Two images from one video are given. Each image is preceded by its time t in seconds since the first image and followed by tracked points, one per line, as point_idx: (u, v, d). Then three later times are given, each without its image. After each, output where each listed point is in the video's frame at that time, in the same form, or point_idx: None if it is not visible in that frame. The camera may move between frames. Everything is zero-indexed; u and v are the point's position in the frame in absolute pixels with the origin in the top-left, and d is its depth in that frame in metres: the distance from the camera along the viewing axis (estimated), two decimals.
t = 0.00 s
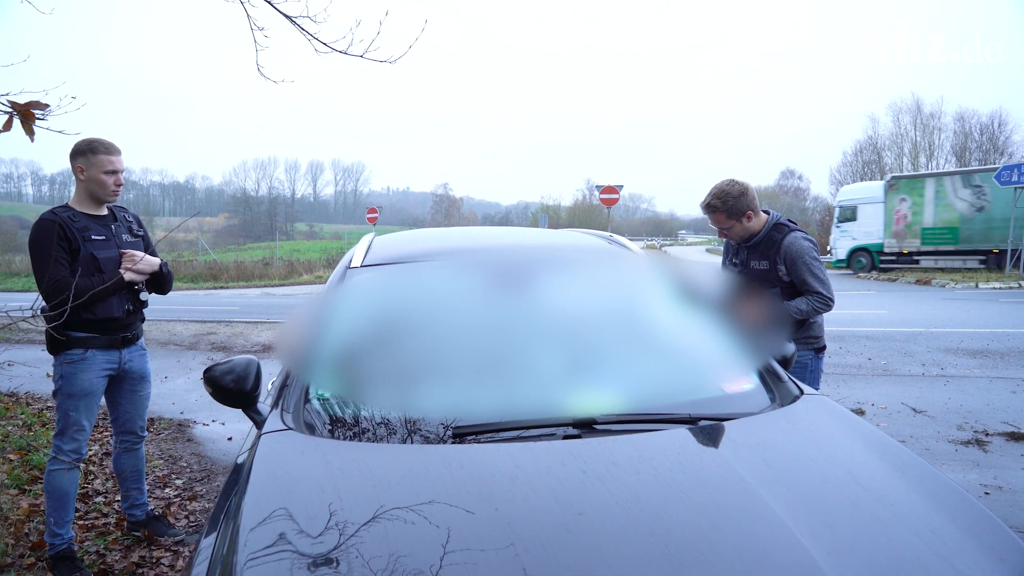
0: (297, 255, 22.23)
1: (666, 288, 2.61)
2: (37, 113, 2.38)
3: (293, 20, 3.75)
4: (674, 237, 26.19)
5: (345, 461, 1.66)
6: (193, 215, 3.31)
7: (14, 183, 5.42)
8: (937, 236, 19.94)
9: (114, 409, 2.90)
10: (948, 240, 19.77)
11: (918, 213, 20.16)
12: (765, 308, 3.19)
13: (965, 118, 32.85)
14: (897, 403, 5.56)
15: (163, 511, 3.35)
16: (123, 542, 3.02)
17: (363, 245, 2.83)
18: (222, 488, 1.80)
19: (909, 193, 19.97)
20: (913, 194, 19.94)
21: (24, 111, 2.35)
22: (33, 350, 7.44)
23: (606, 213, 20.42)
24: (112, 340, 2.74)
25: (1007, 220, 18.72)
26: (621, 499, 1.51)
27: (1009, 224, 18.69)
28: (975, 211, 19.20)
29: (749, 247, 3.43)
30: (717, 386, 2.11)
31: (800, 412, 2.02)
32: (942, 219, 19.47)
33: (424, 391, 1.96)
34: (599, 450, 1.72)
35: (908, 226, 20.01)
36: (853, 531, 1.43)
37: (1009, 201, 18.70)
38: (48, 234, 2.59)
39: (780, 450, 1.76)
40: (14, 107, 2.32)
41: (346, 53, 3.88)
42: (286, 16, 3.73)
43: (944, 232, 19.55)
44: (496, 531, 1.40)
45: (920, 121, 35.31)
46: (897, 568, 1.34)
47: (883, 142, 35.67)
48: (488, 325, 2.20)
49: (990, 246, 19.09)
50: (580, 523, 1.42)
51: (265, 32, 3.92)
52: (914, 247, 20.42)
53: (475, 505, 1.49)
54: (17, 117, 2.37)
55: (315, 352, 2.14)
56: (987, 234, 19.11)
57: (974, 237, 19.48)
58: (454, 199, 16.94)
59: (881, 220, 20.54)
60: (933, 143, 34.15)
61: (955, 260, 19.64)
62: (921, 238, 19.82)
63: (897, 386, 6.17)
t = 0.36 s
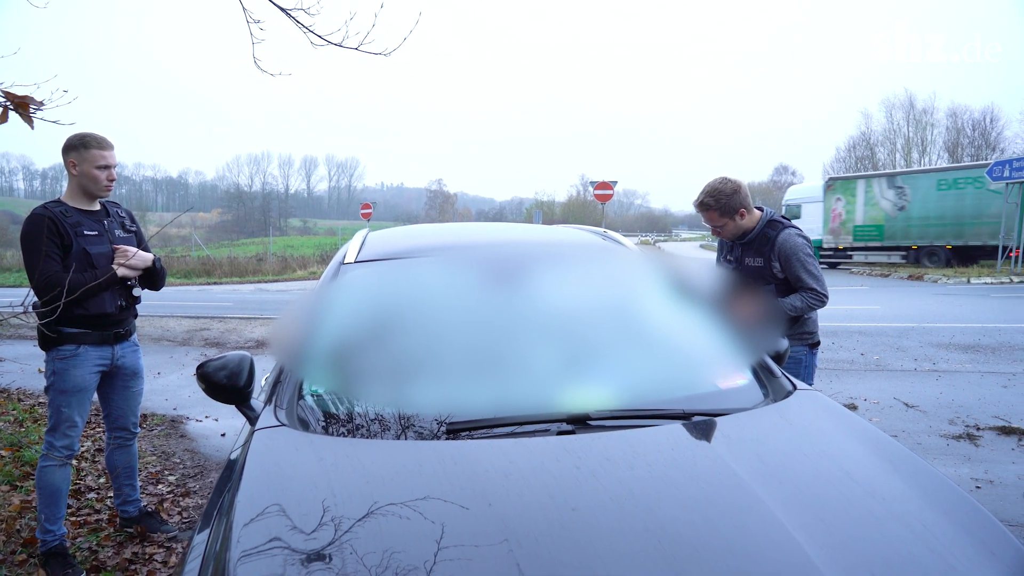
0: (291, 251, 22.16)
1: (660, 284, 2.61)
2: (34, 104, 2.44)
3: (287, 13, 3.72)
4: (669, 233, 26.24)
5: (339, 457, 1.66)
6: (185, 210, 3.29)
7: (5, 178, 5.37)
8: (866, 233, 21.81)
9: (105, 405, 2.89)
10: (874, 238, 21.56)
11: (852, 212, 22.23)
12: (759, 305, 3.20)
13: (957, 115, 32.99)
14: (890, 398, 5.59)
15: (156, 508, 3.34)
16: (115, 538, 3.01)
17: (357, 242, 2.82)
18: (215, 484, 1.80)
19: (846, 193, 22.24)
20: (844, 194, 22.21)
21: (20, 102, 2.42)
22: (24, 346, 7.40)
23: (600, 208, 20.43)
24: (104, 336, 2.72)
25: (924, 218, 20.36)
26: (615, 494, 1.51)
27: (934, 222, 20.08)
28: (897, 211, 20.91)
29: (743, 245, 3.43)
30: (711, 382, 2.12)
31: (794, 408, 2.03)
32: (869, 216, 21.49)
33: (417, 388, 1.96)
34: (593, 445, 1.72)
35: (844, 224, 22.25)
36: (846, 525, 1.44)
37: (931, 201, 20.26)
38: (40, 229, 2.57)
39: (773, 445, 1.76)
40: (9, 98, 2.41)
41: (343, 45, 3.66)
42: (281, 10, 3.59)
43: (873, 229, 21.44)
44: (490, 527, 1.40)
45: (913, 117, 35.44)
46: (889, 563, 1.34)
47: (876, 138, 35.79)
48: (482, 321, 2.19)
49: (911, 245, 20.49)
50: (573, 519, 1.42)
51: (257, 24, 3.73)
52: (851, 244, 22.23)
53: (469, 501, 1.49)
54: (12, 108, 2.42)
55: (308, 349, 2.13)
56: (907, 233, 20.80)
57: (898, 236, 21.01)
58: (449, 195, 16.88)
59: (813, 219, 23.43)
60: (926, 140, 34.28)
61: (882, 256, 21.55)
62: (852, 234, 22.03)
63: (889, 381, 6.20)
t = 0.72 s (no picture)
0: (289, 255, 22.14)
1: (658, 289, 2.61)
2: (32, 107, 2.44)
3: (285, 18, 3.73)
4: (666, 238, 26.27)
5: (337, 462, 1.66)
6: (183, 215, 3.29)
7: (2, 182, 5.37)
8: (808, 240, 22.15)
9: (103, 410, 2.88)
10: (816, 241, 22.02)
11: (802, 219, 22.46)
12: (758, 308, 3.20)
13: (953, 119, 33.09)
14: (888, 403, 5.59)
15: (154, 513, 3.33)
16: (112, 544, 2.99)
17: (355, 246, 2.82)
18: (212, 490, 1.79)
19: (795, 200, 22.51)
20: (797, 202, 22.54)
21: (19, 105, 2.42)
22: (21, 351, 7.38)
23: (597, 213, 20.44)
24: (102, 341, 2.72)
25: (860, 225, 20.58)
26: (614, 500, 1.50)
27: (867, 230, 20.28)
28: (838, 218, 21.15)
29: (741, 248, 3.44)
30: (710, 386, 2.12)
31: (793, 413, 2.03)
32: (812, 222, 21.80)
33: (415, 393, 1.96)
34: (591, 450, 1.72)
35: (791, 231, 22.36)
36: (845, 531, 1.44)
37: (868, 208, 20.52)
38: (37, 234, 2.57)
39: (771, 450, 1.76)
40: (8, 101, 2.41)
41: (338, 49, 3.77)
42: (278, 14, 3.63)
43: (814, 234, 21.77)
44: (489, 534, 1.40)
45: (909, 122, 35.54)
46: (891, 569, 1.34)
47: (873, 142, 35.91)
48: (481, 326, 2.19)
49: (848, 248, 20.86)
50: (572, 524, 1.42)
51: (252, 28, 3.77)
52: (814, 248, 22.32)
53: (468, 507, 1.48)
54: (11, 111, 2.43)
55: (306, 353, 2.13)
56: (846, 240, 21.02)
57: (838, 242, 21.41)
58: (446, 200, 16.86)
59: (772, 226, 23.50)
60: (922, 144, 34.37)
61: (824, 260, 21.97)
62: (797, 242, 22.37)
63: (888, 386, 6.21)
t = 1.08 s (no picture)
0: (290, 256, 22.16)
1: (659, 289, 2.61)
2: (34, 105, 2.45)
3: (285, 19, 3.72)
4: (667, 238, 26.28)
5: (337, 463, 1.66)
6: (184, 216, 3.29)
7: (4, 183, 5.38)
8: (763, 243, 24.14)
9: (104, 411, 2.88)
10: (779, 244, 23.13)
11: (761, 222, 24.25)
12: (759, 308, 3.20)
13: (954, 118, 33.08)
14: (889, 402, 5.59)
15: (155, 514, 3.34)
16: (114, 545, 3.00)
17: (356, 246, 2.82)
18: (213, 490, 1.80)
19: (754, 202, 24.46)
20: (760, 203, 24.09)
21: (21, 103, 2.43)
22: (22, 352, 7.40)
23: (598, 213, 20.45)
24: (103, 342, 2.72)
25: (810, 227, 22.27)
26: (614, 500, 1.51)
27: (815, 230, 21.96)
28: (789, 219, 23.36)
29: (743, 248, 3.44)
30: (711, 386, 2.12)
31: (794, 412, 2.02)
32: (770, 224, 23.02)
33: (416, 393, 1.96)
34: (592, 450, 1.73)
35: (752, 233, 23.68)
36: (846, 530, 1.44)
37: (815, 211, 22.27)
38: (38, 236, 2.57)
39: (771, 449, 1.77)
40: (10, 100, 2.42)
41: (338, 52, 3.90)
42: (277, 17, 3.78)
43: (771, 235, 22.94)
44: (490, 534, 1.40)
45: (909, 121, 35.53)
46: (891, 567, 1.34)
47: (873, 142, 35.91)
48: (482, 326, 2.19)
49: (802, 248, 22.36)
50: (572, 524, 1.42)
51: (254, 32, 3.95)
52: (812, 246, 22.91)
53: (468, 506, 1.49)
54: (13, 109, 2.43)
55: (307, 353, 2.13)
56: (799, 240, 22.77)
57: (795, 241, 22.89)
58: (447, 200, 16.87)
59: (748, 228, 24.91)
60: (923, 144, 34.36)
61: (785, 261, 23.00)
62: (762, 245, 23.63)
63: (889, 385, 6.20)
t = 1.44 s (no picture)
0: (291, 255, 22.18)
1: (661, 287, 2.61)
2: (38, 104, 2.45)
3: (286, 18, 3.72)
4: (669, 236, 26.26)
5: (340, 461, 1.66)
6: (186, 215, 3.29)
7: (6, 182, 5.38)
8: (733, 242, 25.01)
9: (108, 409, 2.89)
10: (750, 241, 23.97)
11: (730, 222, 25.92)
12: (762, 306, 3.20)
13: (956, 116, 32.99)
14: (892, 400, 5.58)
15: (158, 513, 3.35)
16: (117, 543, 3.01)
17: (358, 245, 2.83)
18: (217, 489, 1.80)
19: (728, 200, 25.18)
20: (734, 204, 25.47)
21: (25, 102, 2.43)
22: (25, 351, 7.41)
23: (599, 211, 20.42)
24: (106, 340, 2.72)
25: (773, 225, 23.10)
26: (616, 498, 1.51)
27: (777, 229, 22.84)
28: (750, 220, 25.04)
29: (745, 246, 3.43)
30: (713, 384, 2.12)
31: (796, 410, 2.02)
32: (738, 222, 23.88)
33: (419, 392, 1.96)
34: (594, 448, 1.73)
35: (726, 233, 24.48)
36: (848, 528, 1.44)
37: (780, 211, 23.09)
38: (41, 234, 2.58)
39: (773, 447, 1.76)
40: (14, 99, 2.42)
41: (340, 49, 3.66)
42: (280, 15, 3.59)
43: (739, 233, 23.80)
44: (492, 532, 1.40)
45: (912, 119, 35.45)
46: (893, 566, 1.34)
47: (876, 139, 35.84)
48: (484, 324, 2.19)
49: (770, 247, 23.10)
50: (574, 522, 1.42)
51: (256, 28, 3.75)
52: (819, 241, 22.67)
53: (471, 505, 1.49)
54: (17, 108, 2.44)
55: (309, 353, 2.13)
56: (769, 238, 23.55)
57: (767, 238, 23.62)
58: (449, 198, 16.85)
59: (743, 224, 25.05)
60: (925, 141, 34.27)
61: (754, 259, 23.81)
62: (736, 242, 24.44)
63: (891, 383, 6.19)
